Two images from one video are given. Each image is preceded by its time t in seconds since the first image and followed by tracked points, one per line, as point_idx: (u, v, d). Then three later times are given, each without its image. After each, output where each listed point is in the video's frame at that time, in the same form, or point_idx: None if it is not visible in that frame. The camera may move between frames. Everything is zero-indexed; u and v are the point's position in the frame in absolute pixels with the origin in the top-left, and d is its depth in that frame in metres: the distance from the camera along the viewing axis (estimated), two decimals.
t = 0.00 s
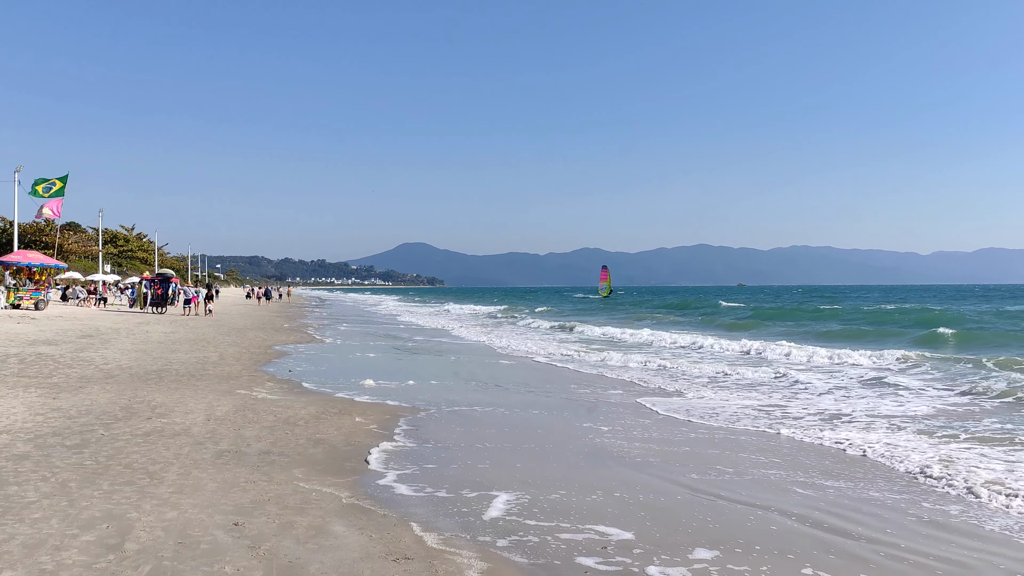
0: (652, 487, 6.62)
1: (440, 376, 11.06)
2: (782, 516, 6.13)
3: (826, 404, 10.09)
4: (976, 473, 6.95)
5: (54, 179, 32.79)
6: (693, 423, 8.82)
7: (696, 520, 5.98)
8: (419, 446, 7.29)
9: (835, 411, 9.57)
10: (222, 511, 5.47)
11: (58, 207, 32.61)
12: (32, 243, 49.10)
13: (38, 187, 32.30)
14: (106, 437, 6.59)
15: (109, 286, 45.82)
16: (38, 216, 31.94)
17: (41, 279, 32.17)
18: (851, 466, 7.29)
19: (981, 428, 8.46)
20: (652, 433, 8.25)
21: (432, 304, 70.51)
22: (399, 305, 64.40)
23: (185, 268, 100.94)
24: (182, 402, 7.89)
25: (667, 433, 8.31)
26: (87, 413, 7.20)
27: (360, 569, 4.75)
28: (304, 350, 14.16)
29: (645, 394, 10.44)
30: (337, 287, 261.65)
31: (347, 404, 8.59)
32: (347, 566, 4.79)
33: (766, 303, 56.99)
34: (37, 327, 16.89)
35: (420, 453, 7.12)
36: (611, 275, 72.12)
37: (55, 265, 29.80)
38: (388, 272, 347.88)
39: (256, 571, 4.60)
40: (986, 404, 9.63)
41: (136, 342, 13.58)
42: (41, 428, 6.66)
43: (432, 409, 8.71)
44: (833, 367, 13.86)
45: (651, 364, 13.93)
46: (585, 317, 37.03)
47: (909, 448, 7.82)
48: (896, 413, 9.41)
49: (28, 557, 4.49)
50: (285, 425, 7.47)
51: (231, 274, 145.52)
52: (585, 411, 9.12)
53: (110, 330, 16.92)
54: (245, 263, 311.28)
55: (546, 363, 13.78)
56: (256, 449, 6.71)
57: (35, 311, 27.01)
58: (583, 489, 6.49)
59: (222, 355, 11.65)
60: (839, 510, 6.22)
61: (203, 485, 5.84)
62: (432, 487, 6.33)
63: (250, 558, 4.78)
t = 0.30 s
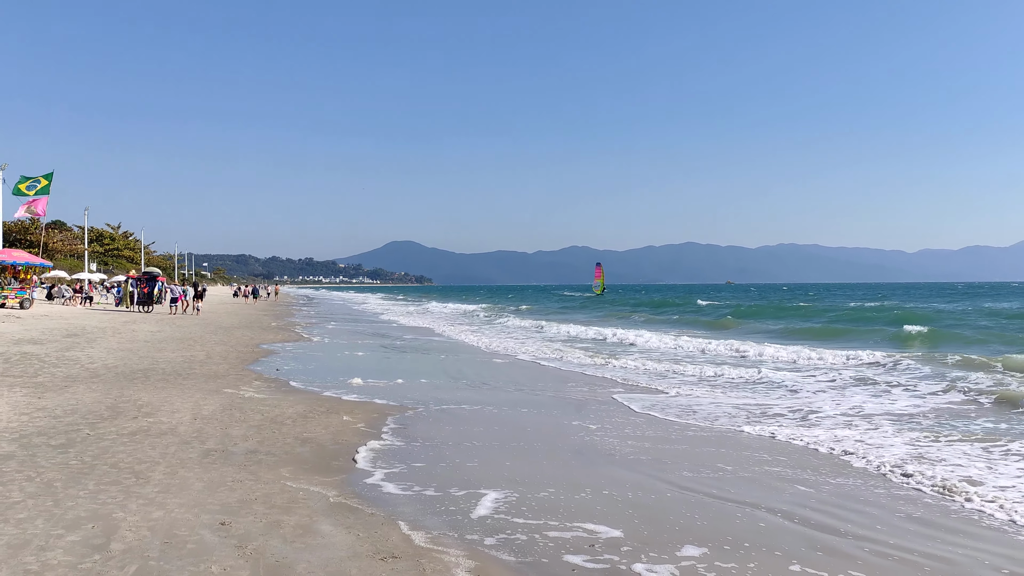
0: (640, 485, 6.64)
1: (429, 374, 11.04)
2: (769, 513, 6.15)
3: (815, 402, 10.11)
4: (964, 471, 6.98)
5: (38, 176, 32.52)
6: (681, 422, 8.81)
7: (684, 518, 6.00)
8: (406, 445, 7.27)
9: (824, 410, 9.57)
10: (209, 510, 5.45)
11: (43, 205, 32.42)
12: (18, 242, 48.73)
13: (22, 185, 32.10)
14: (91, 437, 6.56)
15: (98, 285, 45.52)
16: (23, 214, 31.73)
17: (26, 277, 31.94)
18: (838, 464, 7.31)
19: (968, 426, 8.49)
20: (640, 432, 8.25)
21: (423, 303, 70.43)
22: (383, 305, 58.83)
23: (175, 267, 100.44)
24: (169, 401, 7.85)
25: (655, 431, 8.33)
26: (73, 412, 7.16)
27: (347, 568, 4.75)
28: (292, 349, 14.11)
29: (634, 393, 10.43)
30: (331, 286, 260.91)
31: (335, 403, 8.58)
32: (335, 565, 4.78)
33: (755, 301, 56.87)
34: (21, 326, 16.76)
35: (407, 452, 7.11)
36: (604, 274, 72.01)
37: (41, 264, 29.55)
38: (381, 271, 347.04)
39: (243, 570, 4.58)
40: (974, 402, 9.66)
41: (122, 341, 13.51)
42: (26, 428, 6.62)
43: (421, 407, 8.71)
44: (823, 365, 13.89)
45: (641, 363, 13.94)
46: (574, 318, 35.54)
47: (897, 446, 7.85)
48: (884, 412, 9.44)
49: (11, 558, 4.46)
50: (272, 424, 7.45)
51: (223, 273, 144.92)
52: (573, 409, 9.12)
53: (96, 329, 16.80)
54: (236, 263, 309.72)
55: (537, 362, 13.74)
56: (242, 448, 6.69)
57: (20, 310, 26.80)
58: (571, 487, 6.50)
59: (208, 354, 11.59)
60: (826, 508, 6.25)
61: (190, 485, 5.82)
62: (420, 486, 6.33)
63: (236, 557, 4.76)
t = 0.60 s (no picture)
0: (628, 482, 6.66)
1: (418, 372, 11.03)
2: (756, 509, 6.18)
3: (803, 400, 10.15)
4: (949, 468, 7.03)
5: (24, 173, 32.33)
6: (669, 419, 8.83)
7: (672, 514, 6.02)
8: (395, 443, 7.27)
9: (812, 408, 9.62)
10: (196, 508, 5.44)
11: (28, 201, 32.21)
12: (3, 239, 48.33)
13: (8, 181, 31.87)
14: (77, 435, 6.52)
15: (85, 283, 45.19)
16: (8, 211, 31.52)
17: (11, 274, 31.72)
18: (825, 461, 7.34)
19: (955, 423, 8.55)
20: (628, 429, 8.29)
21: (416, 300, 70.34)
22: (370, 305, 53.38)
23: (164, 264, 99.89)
24: (156, 400, 7.82)
25: (642, 428, 8.37)
26: (58, 410, 7.12)
27: (335, 566, 4.74)
28: (280, 347, 14.07)
29: (623, 391, 10.46)
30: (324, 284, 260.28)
31: (323, 401, 8.56)
32: (322, 563, 4.78)
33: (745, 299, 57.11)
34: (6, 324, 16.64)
35: (396, 449, 7.11)
36: (598, 271, 71.89)
37: (27, 262, 29.33)
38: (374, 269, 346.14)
39: (230, 568, 4.58)
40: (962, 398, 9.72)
41: (109, 339, 13.43)
42: (11, 426, 6.58)
43: (409, 405, 8.70)
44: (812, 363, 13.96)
45: (631, 361, 13.94)
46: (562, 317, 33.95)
47: (883, 443, 7.90)
48: (872, 409, 9.49)
49: None
50: (260, 422, 7.44)
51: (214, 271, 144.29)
52: (562, 407, 9.14)
53: (82, 327, 16.70)
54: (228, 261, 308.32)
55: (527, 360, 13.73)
56: (230, 446, 6.66)
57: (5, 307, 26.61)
58: (560, 485, 6.51)
59: (196, 352, 11.55)
60: (813, 504, 6.28)
61: (177, 483, 5.80)
62: (408, 484, 6.33)
63: (223, 555, 4.75)
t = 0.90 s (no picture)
0: (616, 480, 6.67)
1: (408, 370, 11.04)
2: (743, 506, 6.23)
3: (793, 398, 10.19)
4: (936, 466, 7.08)
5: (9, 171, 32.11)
6: (659, 418, 8.85)
7: (660, 512, 6.05)
8: (383, 441, 7.27)
9: (802, 406, 9.65)
10: (183, 507, 5.42)
11: (14, 199, 32.00)
12: None
13: None
14: (64, 433, 6.49)
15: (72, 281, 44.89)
16: None
17: None
18: (813, 459, 7.38)
19: (943, 422, 8.60)
20: (616, 427, 8.30)
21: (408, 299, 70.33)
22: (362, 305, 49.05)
23: (154, 262, 99.53)
24: (143, 398, 7.79)
25: (631, 426, 8.39)
26: (45, 409, 7.09)
27: (323, 564, 4.74)
28: (268, 345, 14.02)
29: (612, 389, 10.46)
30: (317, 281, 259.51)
31: (311, 399, 8.54)
32: (310, 561, 4.77)
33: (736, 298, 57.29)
34: None
35: (385, 448, 7.09)
36: (591, 270, 71.90)
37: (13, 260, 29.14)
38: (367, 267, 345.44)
39: (217, 567, 4.56)
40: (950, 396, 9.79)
41: (95, 336, 13.37)
42: None
43: (397, 403, 8.70)
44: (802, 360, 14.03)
45: (622, 359, 13.96)
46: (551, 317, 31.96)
47: (872, 441, 7.93)
48: (860, 408, 9.54)
49: None
50: (248, 420, 7.41)
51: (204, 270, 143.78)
52: (551, 405, 9.14)
53: (70, 325, 16.62)
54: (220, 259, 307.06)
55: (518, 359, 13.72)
56: (217, 445, 6.64)
57: None
58: (549, 483, 6.52)
59: (183, 350, 11.51)
60: (801, 502, 6.31)
61: (164, 481, 5.78)
62: (397, 482, 6.33)
63: (210, 554, 4.74)
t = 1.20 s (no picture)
0: (607, 478, 6.69)
1: (400, 368, 11.06)
2: (733, 504, 6.25)
3: (784, 397, 10.23)
4: (926, 465, 7.12)
5: None
6: (650, 417, 8.84)
7: (651, 510, 6.06)
8: (374, 439, 7.26)
9: (794, 405, 9.68)
10: (173, 505, 5.41)
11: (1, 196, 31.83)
12: None
13: None
14: (52, 432, 6.46)
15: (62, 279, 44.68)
16: None
17: None
18: (804, 458, 7.39)
19: (933, 421, 8.65)
20: (607, 425, 8.31)
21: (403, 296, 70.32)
22: (355, 305, 45.32)
23: (147, 259, 99.19)
24: (132, 396, 7.76)
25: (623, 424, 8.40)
26: (32, 407, 7.06)
27: (313, 563, 4.74)
28: (258, 343, 13.95)
29: (605, 388, 10.48)
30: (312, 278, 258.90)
31: (301, 397, 8.53)
32: (300, 560, 4.77)
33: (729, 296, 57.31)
34: None
35: (375, 446, 7.08)
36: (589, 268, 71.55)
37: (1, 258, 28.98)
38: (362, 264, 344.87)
39: (207, 566, 4.55)
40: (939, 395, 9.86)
41: (84, 335, 13.33)
42: None
43: (388, 402, 8.69)
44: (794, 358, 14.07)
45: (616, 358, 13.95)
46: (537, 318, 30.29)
47: (862, 440, 7.97)
48: (852, 406, 9.58)
49: None
50: (238, 419, 7.40)
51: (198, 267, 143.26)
52: (541, 403, 9.15)
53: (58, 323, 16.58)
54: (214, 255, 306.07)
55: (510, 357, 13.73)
56: (207, 443, 6.62)
57: None
58: (540, 481, 6.53)
59: (172, 348, 11.48)
60: (790, 500, 6.34)
61: (153, 480, 5.76)
62: (387, 480, 6.32)
63: (200, 553, 4.73)
